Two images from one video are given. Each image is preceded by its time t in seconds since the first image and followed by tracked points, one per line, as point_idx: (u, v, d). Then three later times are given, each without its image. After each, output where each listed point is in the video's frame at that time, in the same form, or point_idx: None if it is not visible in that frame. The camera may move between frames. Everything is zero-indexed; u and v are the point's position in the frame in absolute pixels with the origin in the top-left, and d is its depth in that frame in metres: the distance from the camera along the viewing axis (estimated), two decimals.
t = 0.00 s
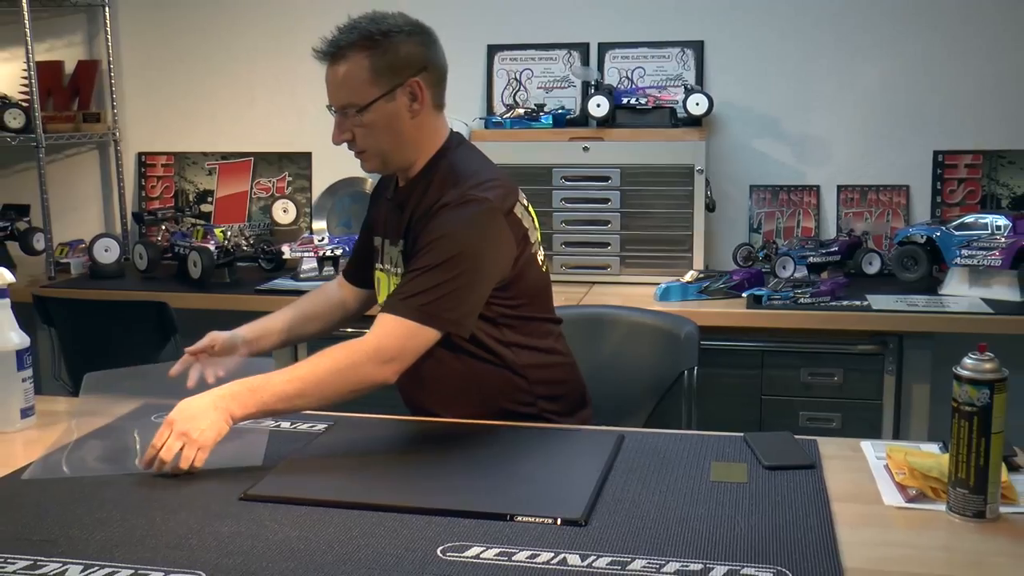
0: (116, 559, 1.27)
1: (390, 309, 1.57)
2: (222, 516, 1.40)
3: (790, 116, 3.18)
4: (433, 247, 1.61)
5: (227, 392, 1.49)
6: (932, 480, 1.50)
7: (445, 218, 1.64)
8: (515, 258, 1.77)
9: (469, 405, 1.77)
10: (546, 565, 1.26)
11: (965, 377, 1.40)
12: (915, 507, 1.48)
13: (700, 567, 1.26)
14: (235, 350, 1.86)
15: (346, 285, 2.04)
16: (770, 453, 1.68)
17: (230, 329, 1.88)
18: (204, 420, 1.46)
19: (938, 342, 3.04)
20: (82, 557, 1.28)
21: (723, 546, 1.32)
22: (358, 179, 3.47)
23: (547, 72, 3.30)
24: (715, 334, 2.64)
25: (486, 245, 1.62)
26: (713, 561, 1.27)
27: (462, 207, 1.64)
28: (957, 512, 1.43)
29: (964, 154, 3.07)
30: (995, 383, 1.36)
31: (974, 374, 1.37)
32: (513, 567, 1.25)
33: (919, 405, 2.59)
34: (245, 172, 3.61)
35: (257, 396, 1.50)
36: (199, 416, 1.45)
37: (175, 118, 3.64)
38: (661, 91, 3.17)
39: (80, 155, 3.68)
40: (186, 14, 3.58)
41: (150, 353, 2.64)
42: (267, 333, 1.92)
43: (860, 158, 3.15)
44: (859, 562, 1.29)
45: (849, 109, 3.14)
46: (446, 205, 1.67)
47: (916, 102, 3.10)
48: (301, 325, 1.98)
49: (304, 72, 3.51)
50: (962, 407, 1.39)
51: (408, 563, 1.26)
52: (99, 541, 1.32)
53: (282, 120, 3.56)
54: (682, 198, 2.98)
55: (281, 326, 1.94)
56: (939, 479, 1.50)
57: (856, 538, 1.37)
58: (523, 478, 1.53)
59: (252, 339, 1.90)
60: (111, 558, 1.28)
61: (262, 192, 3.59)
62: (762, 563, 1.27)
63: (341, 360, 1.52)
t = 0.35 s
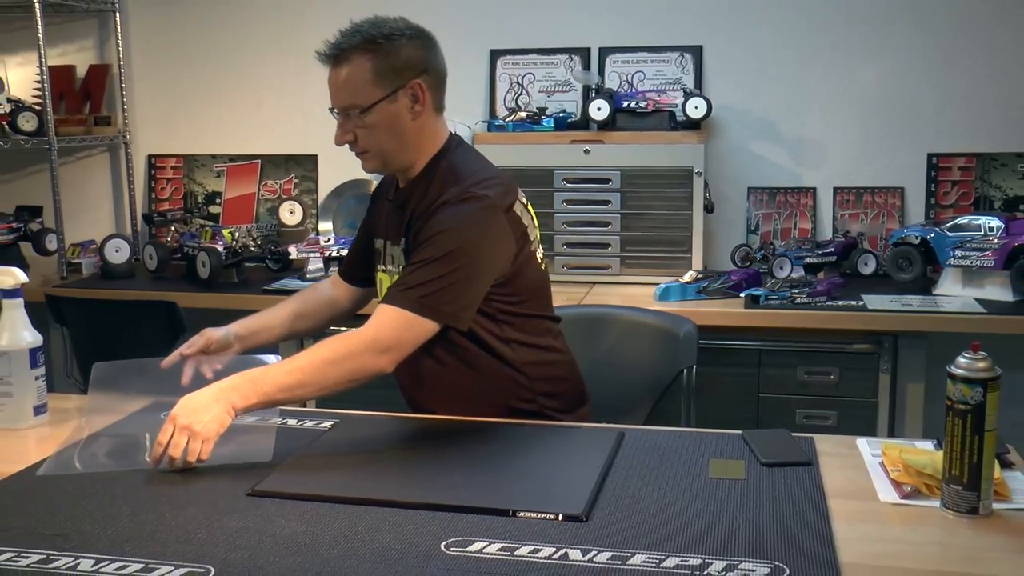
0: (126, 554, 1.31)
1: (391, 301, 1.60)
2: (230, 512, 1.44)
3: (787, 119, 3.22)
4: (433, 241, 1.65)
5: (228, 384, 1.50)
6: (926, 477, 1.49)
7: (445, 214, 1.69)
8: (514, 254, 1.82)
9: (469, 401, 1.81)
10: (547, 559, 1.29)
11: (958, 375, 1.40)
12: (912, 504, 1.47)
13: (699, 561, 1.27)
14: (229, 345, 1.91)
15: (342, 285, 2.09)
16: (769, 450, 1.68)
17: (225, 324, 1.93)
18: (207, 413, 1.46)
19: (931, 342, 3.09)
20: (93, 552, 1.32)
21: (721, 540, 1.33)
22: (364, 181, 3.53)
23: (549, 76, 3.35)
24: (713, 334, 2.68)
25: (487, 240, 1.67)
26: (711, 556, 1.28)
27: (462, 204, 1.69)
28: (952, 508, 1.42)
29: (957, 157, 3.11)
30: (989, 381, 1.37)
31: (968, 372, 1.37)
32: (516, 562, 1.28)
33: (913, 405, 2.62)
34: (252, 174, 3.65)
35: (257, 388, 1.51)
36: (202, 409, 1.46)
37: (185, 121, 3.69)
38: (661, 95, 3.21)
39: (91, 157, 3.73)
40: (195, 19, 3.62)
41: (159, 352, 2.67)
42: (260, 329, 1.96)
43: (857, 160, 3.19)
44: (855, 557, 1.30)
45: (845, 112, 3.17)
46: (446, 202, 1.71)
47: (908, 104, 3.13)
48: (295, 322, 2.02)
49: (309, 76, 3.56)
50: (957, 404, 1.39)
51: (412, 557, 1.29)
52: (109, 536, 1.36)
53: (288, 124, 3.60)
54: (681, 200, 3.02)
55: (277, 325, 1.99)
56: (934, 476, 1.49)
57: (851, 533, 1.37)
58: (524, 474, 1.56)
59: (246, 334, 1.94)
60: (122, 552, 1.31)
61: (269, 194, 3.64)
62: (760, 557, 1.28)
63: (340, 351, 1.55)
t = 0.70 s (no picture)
0: (140, 549, 1.35)
1: (395, 293, 1.64)
2: (242, 508, 1.48)
3: (790, 122, 3.25)
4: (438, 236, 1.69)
5: (237, 384, 1.53)
6: (927, 475, 1.52)
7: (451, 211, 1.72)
8: (519, 252, 1.85)
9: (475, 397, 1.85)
10: (553, 555, 1.32)
11: (959, 375, 1.42)
12: (912, 501, 1.50)
13: (703, 558, 1.30)
14: (240, 344, 1.93)
15: (351, 285, 2.13)
16: (771, 448, 1.71)
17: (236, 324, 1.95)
18: (217, 414, 1.50)
19: (931, 342, 3.11)
20: (108, 547, 1.35)
21: (724, 537, 1.36)
22: (374, 183, 3.57)
23: (555, 80, 3.38)
24: (716, 334, 2.71)
25: (491, 236, 1.70)
26: (715, 553, 1.31)
27: (468, 201, 1.73)
28: (952, 506, 1.44)
29: (958, 159, 3.14)
30: (989, 381, 1.39)
31: (968, 372, 1.40)
32: (523, 558, 1.31)
33: (914, 405, 2.64)
34: (263, 176, 3.70)
35: (266, 385, 1.54)
36: (212, 409, 1.50)
37: (198, 123, 3.73)
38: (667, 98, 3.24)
39: (106, 160, 3.77)
40: (208, 24, 3.67)
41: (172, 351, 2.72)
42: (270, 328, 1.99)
43: (859, 162, 3.22)
44: (855, 553, 1.32)
45: (848, 115, 3.20)
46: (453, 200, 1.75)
47: (911, 107, 3.16)
48: (304, 321, 2.06)
49: (318, 80, 3.60)
50: (957, 404, 1.41)
51: (421, 553, 1.32)
52: (124, 532, 1.40)
53: (298, 126, 3.65)
54: (686, 202, 3.06)
55: (285, 323, 2.02)
56: (935, 475, 1.51)
57: (852, 529, 1.40)
58: (529, 472, 1.59)
59: (256, 333, 1.97)
60: (136, 548, 1.35)
61: (280, 195, 3.68)
62: (763, 554, 1.31)
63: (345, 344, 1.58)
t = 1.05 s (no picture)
0: (144, 547, 1.36)
1: (396, 291, 1.65)
2: (245, 507, 1.49)
3: (792, 122, 3.25)
4: (439, 234, 1.69)
5: (240, 384, 1.54)
6: (929, 474, 1.52)
7: (452, 209, 1.73)
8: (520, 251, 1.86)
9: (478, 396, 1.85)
10: (556, 554, 1.32)
11: (960, 375, 1.43)
12: (913, 501, 1.50)
13: (705, 557, 1.31)
14: (243, 344, 1.94)
15: (355, 286, 2.14)
16: (773, 448, 1.71)
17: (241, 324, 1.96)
18: (222, 415, 1.50)
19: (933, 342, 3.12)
20: (111, 545, 1.36)
21: (725, 535, 1.37)
22: (376, 183, 3.58)
23: (558, 80, 3.39)
24: (718, 334, 2.71)
25: (492, 234, 1.71)
26: (716, 552, 1.32)
27: (469, 200, 1.73)
28: (954, 506, 1.45)
29: (960, 159, 3.14)
30: (990, 381, 1.39)
31: (969, 372, 1.40)
32: (526, 557, 1.31)
33: (915, 405, 2.65)
34: (266, 175, 3.71)
35: (269, 385, 1.55)
36: (215, 410, 1.50)
37: (201, 123, 3.74)
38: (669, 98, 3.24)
39: (110, 159, 3.79)
40: (211, 24, 3.68)
41: (175, 350, 2.73)
42: (274, 328, 2.00)
43: (860, 163, 3.22)
44: (855, 552, 1.33)
45: (849, 115, 3.21)
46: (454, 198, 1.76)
47: (913, 108, 3.16)
48: (308, 321, 2.07)
49: (321, 80, 3.61)
50: (958, 403, 1.41)
51: (424, 552, 1.33)
52: (127, 530, 1.41)
53: (301, 127, 3.66)
54: (688, 202, 3.06)
55: (288, 324, 2.03)
56: (936, 474, 1.51)
57: (852, 528, 1.40)
58: (532, 471, 1.60)
59: (261, 334, 1.98)
60: (140, 546, 1.36)
61: (283, 195, 3.69)
62: (764, 552, 1.31)
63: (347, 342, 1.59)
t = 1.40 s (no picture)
0: (143, 547, 1.35)
1: (395, 290, 1.65)
2: (244, 507, 1.48)
3: (792, 122, 3.25)
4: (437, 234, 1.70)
5: (238, 386, 1.52)
6: (928, 474, 1.52)
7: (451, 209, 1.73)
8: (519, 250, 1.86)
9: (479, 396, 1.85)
10: (556, 554, 1.32)
11: (960, 375, 1.43)
12: (913, 501, 1.50)
13: (705, 557, 1.31)
14: (244, 344, 1.94)
15: (354, 285, 2.14)
16: (773, 448, 1.71)
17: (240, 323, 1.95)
18: (219, 413, 1.49)
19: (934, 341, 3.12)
20: (111, 545, 1.36)
21: (725, 535, 1.37)
22: (376, 183, 3.58)
23: (557, 80, 3.39)
24: (717, 334, 2.71)
25: (491, 233, 1.71)
26: (716, 552, 1.32)
27: (468, 199, 1.74)
28: (954, 506, 1.45)
29: (960, 159, 3.14)
30: (990, 381, 1.39)
31: (969, 372, 1.40)
32: (525, 557, 1.31)
33: (915, 404, 2.65)
34: (266, 175, 3.71)
35: (268, 384, 1.54)
36: (212, 410, 1.48)
37: (201, 123, 3.74)
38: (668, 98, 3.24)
39: (110, 159, 3.79)
40: (212, 24, 3.68)
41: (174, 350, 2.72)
42: (274, 326, 2.00)
43: (860, 163, 3.22)
44: (855, 551, 1.33)
45: (849, 115, 3.21)
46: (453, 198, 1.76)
47: (913, 107, 3.16)
48: (307, 320, 2.06)
49: (321, 80, 3.61)
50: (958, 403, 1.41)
51: (423, 552, 1.33)
52: (127, 530, 1.41)
53: (301, 126, 3.66)
54: (688, 202, 3.06)
55: (288, 322, 2.02)
56: (936, 474, 1.51)
57: (852, 528, 1.40)
58: (532, 471, 1.60)
59: (260, 333, 1.97)
60: (139, 546, 1.36)
61: (283, 195, 3.69)
62: (764, 553, 1.31)
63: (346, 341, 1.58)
